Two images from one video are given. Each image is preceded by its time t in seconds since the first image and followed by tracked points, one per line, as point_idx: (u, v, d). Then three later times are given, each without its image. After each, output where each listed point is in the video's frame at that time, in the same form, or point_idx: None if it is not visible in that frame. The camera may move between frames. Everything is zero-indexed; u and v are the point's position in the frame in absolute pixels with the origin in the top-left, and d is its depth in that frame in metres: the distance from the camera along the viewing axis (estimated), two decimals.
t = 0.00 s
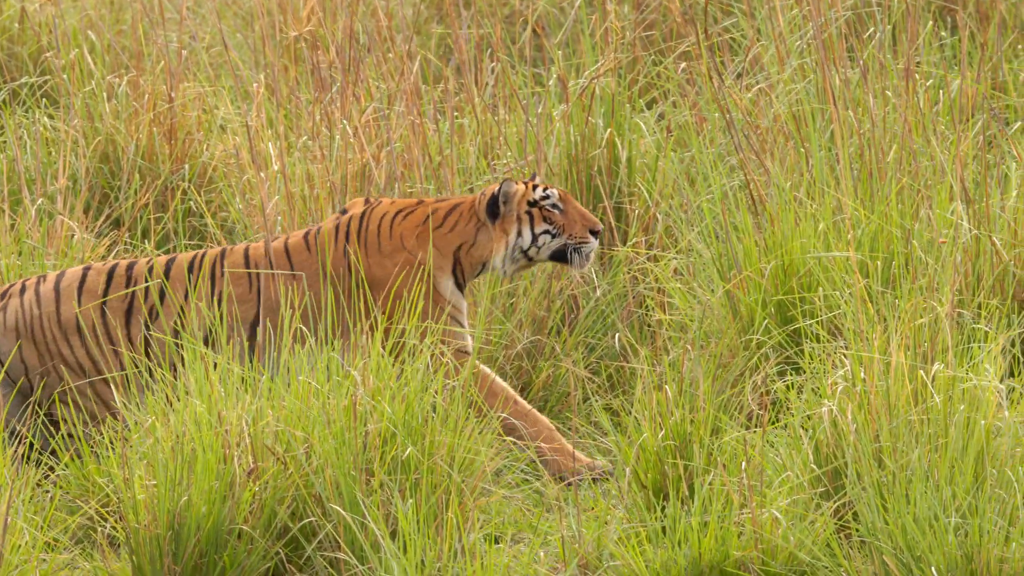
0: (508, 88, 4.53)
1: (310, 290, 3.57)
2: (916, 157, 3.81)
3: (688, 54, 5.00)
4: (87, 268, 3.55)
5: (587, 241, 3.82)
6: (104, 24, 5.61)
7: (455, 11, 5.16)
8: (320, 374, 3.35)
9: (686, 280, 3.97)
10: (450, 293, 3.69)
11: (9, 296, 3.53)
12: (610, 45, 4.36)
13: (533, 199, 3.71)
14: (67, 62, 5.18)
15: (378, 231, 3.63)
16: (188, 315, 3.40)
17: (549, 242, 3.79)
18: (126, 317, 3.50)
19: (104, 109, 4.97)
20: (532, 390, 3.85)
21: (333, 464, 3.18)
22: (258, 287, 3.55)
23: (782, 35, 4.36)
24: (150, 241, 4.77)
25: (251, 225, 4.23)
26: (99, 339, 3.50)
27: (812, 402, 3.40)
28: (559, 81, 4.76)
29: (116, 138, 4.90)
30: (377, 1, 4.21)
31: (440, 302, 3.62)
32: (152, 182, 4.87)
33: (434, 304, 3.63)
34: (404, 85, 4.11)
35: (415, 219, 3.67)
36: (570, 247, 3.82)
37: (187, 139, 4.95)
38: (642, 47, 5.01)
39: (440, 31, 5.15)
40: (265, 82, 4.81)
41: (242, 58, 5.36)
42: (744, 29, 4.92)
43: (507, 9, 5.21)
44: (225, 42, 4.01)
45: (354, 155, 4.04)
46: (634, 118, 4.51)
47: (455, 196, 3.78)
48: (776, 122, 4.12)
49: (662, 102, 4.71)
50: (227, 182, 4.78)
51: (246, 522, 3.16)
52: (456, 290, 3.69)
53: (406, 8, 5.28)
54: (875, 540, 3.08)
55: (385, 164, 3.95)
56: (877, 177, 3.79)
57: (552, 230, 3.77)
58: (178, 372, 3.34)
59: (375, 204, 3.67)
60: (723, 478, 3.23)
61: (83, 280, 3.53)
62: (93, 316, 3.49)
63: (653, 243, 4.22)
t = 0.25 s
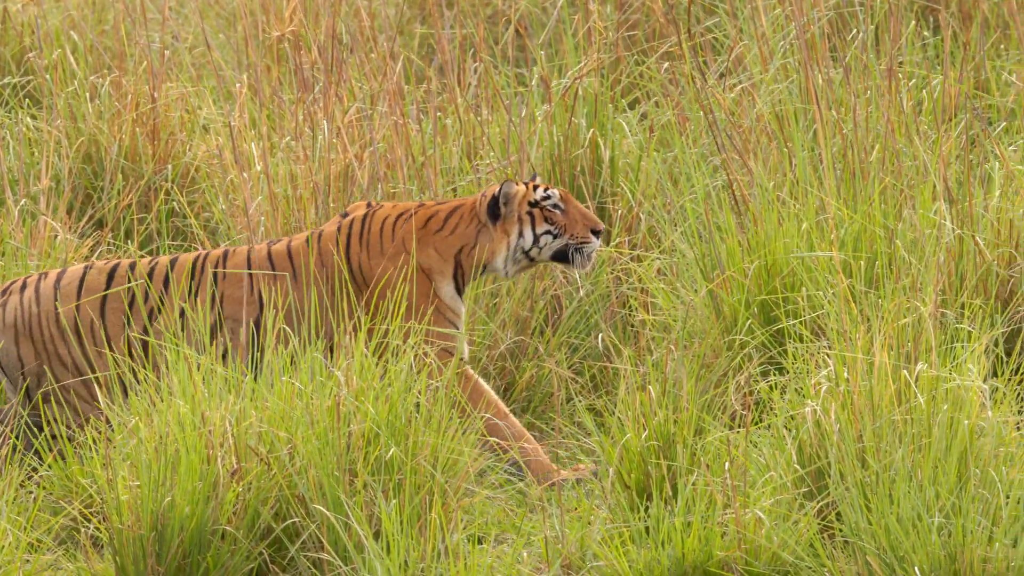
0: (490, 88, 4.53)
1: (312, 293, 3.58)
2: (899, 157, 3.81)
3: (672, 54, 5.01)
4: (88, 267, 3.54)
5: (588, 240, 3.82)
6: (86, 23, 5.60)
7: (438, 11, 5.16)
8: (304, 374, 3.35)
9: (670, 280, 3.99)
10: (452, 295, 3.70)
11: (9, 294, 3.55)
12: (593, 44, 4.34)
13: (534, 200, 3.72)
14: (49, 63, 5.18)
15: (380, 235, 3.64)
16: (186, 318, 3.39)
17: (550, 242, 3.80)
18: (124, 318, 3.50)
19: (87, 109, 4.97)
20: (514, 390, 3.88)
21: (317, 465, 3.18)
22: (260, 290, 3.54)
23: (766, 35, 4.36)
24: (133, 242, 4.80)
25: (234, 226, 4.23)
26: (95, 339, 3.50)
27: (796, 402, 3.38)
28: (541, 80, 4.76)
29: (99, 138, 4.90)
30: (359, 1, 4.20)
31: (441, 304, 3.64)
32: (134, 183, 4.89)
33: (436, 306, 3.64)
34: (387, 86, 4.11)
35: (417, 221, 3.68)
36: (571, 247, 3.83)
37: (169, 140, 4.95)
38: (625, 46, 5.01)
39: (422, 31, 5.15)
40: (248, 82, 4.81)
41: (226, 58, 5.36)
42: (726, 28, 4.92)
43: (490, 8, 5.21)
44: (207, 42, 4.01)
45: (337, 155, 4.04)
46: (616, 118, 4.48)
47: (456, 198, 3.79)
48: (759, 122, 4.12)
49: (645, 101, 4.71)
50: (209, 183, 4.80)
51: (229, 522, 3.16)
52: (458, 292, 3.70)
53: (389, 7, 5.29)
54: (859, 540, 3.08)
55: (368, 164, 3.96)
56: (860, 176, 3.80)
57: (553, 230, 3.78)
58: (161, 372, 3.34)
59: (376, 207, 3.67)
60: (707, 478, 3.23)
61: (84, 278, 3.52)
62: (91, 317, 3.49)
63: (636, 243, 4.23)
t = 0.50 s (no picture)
0: (472, 91, 4.55)
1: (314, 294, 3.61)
2: (881, 160, 3.82)
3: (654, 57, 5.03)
4: (90, 266, 3.60)
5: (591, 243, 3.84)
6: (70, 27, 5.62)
7: (421, 14, 5.18)
8: (287, 377, 3.35)
9: (652, 283, 4.01)
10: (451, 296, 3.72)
11: (10, 292, 3.59)
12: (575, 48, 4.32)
13: (535, 203, 3.75)
14: (33, 66, 5.19)
15: (382, 235, 3.68)
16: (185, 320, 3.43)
17: (553, 245, 3.82)
18: (123, 319, 3.54)
19: (71, 113, 4.98)
20: (497, 393, 3.87)
21: (300, 468, 3.18)
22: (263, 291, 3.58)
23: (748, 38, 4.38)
24: (116, 245, 4.82)
25: (217, 229, 4.25)
26: (94, 340, 3.54)
27: (778, 405, 3.40)
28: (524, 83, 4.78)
29: (83, 142, 4.91)
30: (342, 5, 4.22)
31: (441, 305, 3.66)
32: (118, 186, 4.91)
33: (436, 307, 3.66)
34: (370, 89, 4.12)
35: (420, 223, 3.71)
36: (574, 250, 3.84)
37: (153, 143, 4.97)
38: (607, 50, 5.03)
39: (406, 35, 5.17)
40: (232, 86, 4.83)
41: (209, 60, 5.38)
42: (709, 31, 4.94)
43: (472, 12, 5.24)
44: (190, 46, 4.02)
45: (320, 159, 4.06)
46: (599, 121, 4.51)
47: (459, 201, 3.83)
48: (742, 126, 4.14)
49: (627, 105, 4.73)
50: (193, 186, 4.82)
51: (213, 525, 3.16)
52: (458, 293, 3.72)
53: (372, 11, 5.31)
54: (842, 543, 3.08)
55: (351, 168, 3.98)
56: (841, 180, 3.81)
57: (556, 233, 3.80)
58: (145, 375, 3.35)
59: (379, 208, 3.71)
60: (690, 481, 3.24)
61: (85, 278, 3.58)
62: (91, 317, 3.54)
63: (619, 246, 4.25)
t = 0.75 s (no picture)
0: (453, 92, 4.56)
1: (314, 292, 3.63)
2: (862, 161, 3.83)
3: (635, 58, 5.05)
4: (90, 265, 3.58)
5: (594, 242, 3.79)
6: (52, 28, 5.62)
7: (403, 14, 5.19)
8: (269, 378, 3.35)
9: (634, 283, 4.03)
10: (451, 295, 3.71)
11: (13, 291, 3.60)
12: (557, 48, 4.34)
13: (537, 201, 3.73)
14: (14, 67, 5.20)
15: (385, 231, 3.69)
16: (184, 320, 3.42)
17: (555, 244, 3.79)
18: (124, 318, 3.54)
19: (52, 114, 4.99)
20: (479, 393, 3.86)
21: (281, 468, 3.18)
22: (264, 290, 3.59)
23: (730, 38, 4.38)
24: (97, 246, 4.83)
25: (199, 230, 4.26)
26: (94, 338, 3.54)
27: (760, 405, 3.39)
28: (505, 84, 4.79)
29: (64, 143, 4.92)
30: (324, 5, 4.23)
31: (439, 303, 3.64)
32: (99, 187, 4.92)
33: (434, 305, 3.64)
34: (351, 90, 4.14)
35: (423, 220, 3.72)
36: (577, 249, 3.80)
37: (135, 144, 4.98)
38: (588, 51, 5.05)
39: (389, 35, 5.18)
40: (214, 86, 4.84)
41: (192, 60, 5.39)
42: (691, 32, 4.95)
43: (453, 13, 5.25)
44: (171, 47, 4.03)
45: (301, 160, 4.07)
46: (581, 123, 4.51)
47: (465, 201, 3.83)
48: (723, 126, 4.16)
49: (609, 105, 4.75)
50: (174, 187, 4.83)
51: (195, 526, 3.16)
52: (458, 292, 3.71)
53: (354, 11, 5.32)
54: (823, 543, 3.08)
55: (333, 168, 3.99)
56: (823, 180, 3.82)
57: (558, 232, 3.76)
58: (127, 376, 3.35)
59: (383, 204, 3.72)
60: (671, 482, 3.24)
61: (85, 276, 3.57)
62: (91, 316, 3.54)
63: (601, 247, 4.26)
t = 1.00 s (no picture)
0: (432, 91, 4.58)
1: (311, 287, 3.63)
2: (841, 161, 3.85)
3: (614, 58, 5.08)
4: (88, 261, 3.59)
5: (594, 241, 3.79)
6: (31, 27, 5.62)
7: (383, 14, 5.20)
8: (248, 378, 3.36)
9: (612, 283, 4.06)
10: (448, 292, 3.71)
11: (13, 292, 3.62)
12: (536, 49, 4.36)
13: (538, 201, 3.72)
14: None
15: (384, 225, 3.68)
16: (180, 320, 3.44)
17: (555, 243, 3.78)
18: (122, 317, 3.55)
19: (31, 114, 5.00)
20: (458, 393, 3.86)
21: (261, 468, 3.18)
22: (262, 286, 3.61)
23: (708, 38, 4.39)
24: (77, 246, 4.84)
25: (178, 230, 4.27)
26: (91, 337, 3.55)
27: (739, 405, 3.40)
28: (484, 84, 4.81)
29: (44, 143, 4.93)
30: (303, 6, 4.24)
31: (435, 299, 3.64)
32: (78, 187, 4.93)
33: (430, 301, 3.64)
34: (330, 89, 4.15)
35: (423, 216, 3.71)
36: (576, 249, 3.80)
37: (114, 144, 4.99)
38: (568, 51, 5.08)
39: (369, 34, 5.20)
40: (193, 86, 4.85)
41: (172, 60, 5.40)
42: (670, 32, 4.97)
43: (432, 13, 5.27)
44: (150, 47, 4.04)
45: (280, 159, 4.09)
46: (559, 123, 4.49)
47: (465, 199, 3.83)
48: (703, 126, 4.18)
49: (588, 106, 4.78)
50: (153, 187, 4.85)
51: (174, 526, 3.16)
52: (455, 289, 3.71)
53: (333, 12, 5.34)
54: (802, 543, 3.08)
55: (313, 168, 4.01)
56: (802, 180, 3.84)
57: (558, 232, 3.76)
58: (106, 376, 3.35)
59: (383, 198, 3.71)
60: (650, 482, 3.24)
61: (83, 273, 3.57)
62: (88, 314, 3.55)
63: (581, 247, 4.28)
